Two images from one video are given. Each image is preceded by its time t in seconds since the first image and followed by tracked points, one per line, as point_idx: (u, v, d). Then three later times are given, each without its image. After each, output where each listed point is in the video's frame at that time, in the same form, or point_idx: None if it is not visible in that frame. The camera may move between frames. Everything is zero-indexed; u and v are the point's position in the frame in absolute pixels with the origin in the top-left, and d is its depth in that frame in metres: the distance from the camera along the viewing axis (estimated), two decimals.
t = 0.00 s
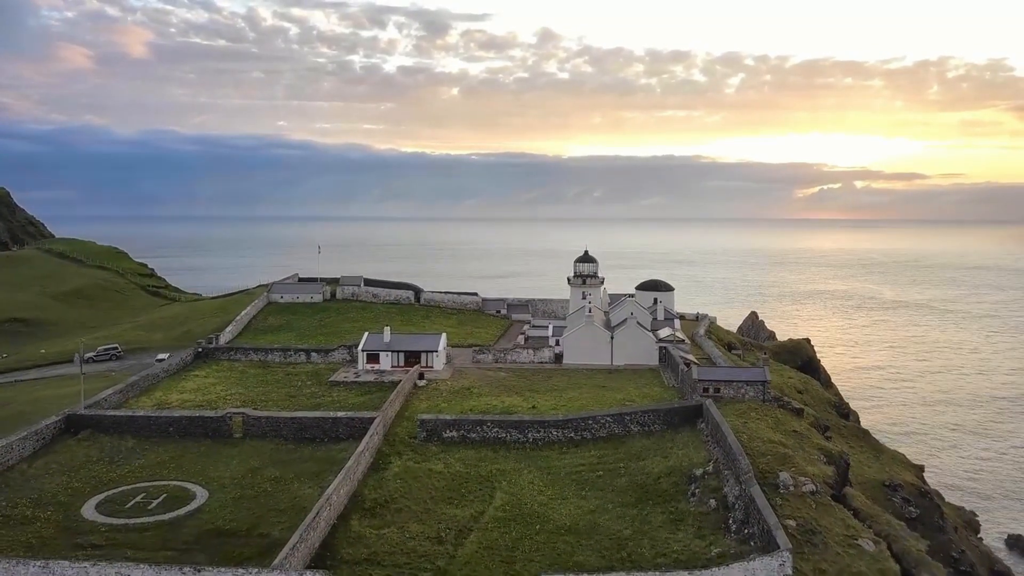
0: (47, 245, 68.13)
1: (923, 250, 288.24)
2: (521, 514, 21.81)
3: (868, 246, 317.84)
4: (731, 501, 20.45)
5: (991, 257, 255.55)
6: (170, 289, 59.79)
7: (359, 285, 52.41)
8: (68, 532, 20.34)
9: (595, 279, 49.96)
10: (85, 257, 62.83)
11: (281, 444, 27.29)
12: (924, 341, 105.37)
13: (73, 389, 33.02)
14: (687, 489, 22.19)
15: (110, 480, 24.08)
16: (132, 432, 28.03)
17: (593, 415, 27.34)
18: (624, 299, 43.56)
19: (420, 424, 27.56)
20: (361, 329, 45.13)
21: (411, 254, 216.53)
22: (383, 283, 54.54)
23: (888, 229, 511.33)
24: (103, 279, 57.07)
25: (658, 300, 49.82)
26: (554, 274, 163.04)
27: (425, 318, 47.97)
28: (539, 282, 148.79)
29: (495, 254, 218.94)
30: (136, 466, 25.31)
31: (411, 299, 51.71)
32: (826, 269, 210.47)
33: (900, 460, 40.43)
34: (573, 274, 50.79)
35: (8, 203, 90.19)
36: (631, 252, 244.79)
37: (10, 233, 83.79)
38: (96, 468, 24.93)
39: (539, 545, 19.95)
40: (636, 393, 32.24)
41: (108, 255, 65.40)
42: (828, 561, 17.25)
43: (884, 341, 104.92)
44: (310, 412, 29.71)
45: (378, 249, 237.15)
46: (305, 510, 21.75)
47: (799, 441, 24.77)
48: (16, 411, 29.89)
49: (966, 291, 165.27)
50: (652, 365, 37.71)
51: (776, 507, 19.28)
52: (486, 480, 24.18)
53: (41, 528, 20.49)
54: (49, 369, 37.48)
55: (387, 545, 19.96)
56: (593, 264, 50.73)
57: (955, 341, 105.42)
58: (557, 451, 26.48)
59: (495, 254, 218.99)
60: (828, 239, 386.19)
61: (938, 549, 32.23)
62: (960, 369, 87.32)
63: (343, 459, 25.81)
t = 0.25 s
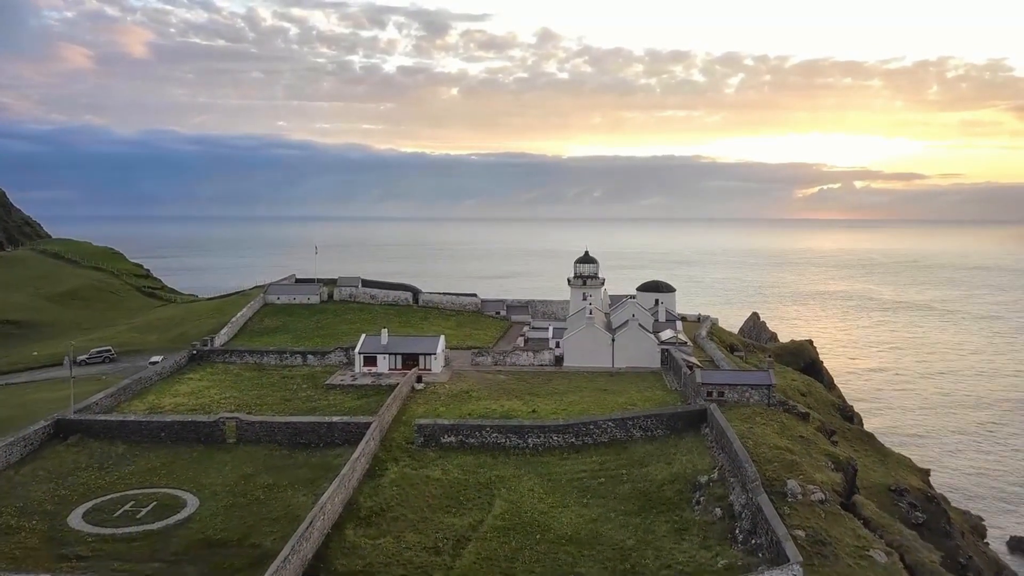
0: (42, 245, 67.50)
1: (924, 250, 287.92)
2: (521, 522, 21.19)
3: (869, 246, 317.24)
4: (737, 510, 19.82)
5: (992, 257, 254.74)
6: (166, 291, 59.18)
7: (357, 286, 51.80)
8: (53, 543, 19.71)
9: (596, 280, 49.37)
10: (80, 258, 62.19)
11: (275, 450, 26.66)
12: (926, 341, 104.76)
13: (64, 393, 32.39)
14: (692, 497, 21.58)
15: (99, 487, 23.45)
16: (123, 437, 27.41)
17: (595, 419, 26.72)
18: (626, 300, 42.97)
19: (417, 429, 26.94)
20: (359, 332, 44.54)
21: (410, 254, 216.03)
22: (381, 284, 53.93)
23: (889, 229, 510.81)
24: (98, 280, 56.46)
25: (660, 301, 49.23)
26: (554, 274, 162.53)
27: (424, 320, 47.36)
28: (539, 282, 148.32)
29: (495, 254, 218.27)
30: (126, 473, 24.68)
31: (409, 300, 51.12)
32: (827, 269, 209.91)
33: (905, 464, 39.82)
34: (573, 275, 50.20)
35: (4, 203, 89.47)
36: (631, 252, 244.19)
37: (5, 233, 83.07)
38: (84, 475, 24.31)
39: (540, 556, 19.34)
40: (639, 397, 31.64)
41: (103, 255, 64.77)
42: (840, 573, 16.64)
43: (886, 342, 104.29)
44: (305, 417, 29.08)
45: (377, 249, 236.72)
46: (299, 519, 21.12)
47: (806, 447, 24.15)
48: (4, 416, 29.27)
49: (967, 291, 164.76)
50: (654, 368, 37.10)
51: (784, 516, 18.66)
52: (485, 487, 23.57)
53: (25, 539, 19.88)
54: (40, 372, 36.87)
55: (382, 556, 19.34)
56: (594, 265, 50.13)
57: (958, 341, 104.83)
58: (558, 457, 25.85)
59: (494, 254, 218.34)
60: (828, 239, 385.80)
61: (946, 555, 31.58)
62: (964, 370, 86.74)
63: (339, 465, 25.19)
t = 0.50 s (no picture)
0: (37, 245, 66.88)
1: (924, 250, 287.42)
2: (522, 531, 20.57)
3: (869, 246, 316.63)
4: (745, 519, 19.19)
5: (993, 257, 254.10)
6: (162, 291, 58.56)
7: (354, 287, 51.17)
8: (38, 554, 19.07)
9: (597, 280, 48.75)
10: (76, 258, 61.57)
11: (270, 455, 26.01)
12: (928, 341, 104.14)
13: (55, 396, 31.76)
14: (698, 505, 20.97)
15: (88, 494, 22.80)
16: (114, 442, 26.77)
17: (597, 424, 26.10)
18: (628, 301, 42.34)
19: (415, 434, 26.32)
20: (356, 333, 43.89)
21: (410, 255, 215.45)
22: (379, 284, 53.29)
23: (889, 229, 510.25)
24: (93, 281, 55.83)
25: (661, 302, 48.61)
26: (554, 274, 161.91)
27: (423, 321, 46.74)
28: (539, 282, 147.75)
29: (495, 254, 217.66)
30: (117, 479, 24.04)
31: (408, 301, 50.51)
32: (828, 270, 209.27)
33: (911, 468, 39.19)
34: (573, 276, 49.58)
35: None
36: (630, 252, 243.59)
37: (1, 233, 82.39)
38: (73, 481, 23.67)
39: (541, 566, 18.73)
40: (642, 400, 30.99)
41: (99, 256, 64.15)
42: None
43: (888, 342, 103.68)
44: (300, 421, 28.43)
45: (377, 249, 236.14)
46: (293, 528, 20.49)
47: (815, 453, 23.52)
48: None
49: (969, 290, 164.14)
50: (657, 370, 36.47)
51: (795, 526, 18.03)
52: (485, 495, 22.94)
53: (10, 550, 19.24)
54: (32, 374, 36.23)
55: (378, 567, 18.69)
56: (595, 265, 49.49)
57: (960, 341, 104.24)
58: (560, 463, 25.24)
59: (494, 254, 217.73)
60: (828, 239, 385.30)
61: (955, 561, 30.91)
62: (967, 370, 86.15)
63: (335, 472, 24.55)
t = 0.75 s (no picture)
0: (33, 246, 66.36)
1: (925, 250, 286.87)
2: (523, 541, 19.99)
3: (870, 246, 315.93)
4: (753, 529, 18.60)
5: (994, 257, 253.31)
6: (158, 292, 58.01)
7: (352, 288, 50.55)
8: (23, 565, 18.48)
9: (598, 281, 48.15)
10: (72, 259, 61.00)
11: (264, 462, 25.40)
12: (931, 341, 103.52)
13: (46, 399, 31.18)
14: (704, 513, 20.36)
15: (76, 502, 22.19)
16: (106, 447, 26.17)
17: (600, 429, 25.52)
18: (630, 302, 41.73)
19: (414, 439, 25.71)
20: (354, 336, 43.30)
21: (410, 255, 214.79)
22: (378, 285, 52.72)
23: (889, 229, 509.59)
24: (89, 282, 55.27)
25: (663, 303, 48.02)
26: (554, 274, 161.38)
27: (421, 322, 46.17)
28: (540, 282, 147.24)
29: (494, 254, 217.04)
30: (107, 487, 23.42)
31: (407, 302, 49.94)
32: (829, 270, 208.56)
33: (918, 472, 38.56)
34: (574, 277, 48.98)
35: None
36: (630, 252, 243.05)
37: None
38: (62, 489, 23.07)
39: None
40: (645, 404, 30.39)
41: (95, 256, 63.59)
42: None
43: (890, 342, 103.07)
44: (296, 426, 27.85)
45: (376, 249, 235.60)
46: (287, 538, 19.90)
47: (823, 459, 22.97)
48: None
49: (971, 290, 163.45)
50: (660, 373, 35.85)
51: (805, 536, 17.44)
52: (485, 502, 22.38)
53: None
54: (25, 377, 35.65)
55: None
56: (596, 266, 48.86)
57: (963, 341, 103.62)
58: (561, 469, 24.65)
59: (494, 254, 217.14)
60: (828, 239, 384.75)
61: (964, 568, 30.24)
62: (970, 370, 85.53)
63: (331, 478, 23.93)
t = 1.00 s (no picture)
0: (28, 246, 65.60)
1: (926, 250, 286.41)
2: (526, 554, 19.26)
3: (871, 246, 315.28)
4: (766, 542, 17.85)
5: (995, 257, 252.66)
6: (154, 294, 57.32)
7: (350, 289, 49.83)
8: None
9: (600, 282, 47.44)
10: (67, 259, 60.29)
11: (259, 469, 24.69)
12: (934, 340, 102.82)
13: (36, 404, 30.47)
14: (714, 524, 19.64)
15: (63, 512, 21.46)
16: (95, 454, 25.44)
17: (604, 435, 24.78)
18: (633, 304, 41.01)
19: (413, 445, 24.98)
20: (352, 338, 42.59)
21: (409, 255, 214.13)
22: (376, 286, 51.99)
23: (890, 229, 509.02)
24: (84, 284, 54.55)
25: (666, 304, 47.31)
26: (554, 274, 160.74)
27: (420, 324, 45.47)
28: (540, 282, 146.62)
29: (493, 254, 216.27)
30: (96, 496, 22.70)
31: (406, 304, 49.24)
32: (830, 270, 207.89)
33: (927, 477, 37.83)
34: (575, 278, 48.26)
35: None
36: (630, 252, 242.22)
37: None
38: (50, 498, 22.34)
39: None
40: (650, 409, 29.67)
41: (91, 257, 62.86)
42: None
43: (893, 341, 102.32)
44: (292, 433, 27.13)
45: (376, 249, 235.01)
46: (282, 550, 19.17)
47: (836, 467, 22.24)
48: None
49: (972, 290, 162.73)
50: (664, 376, 35.13)
51: (820, 550, 16.70)
52: (487, 512, 21.64)
53: None
54: (16, 381, 34.94)
55: None
56: (598, 267, 48.15)
57: (965, 340, 102.91)
58: (565, 477, 23.90)
59: (493, 254, 216.35)
60: (829, 239, 384.26)
61: None
62: (974, 370, 84.79)
63: (327, 486, 23.21)
